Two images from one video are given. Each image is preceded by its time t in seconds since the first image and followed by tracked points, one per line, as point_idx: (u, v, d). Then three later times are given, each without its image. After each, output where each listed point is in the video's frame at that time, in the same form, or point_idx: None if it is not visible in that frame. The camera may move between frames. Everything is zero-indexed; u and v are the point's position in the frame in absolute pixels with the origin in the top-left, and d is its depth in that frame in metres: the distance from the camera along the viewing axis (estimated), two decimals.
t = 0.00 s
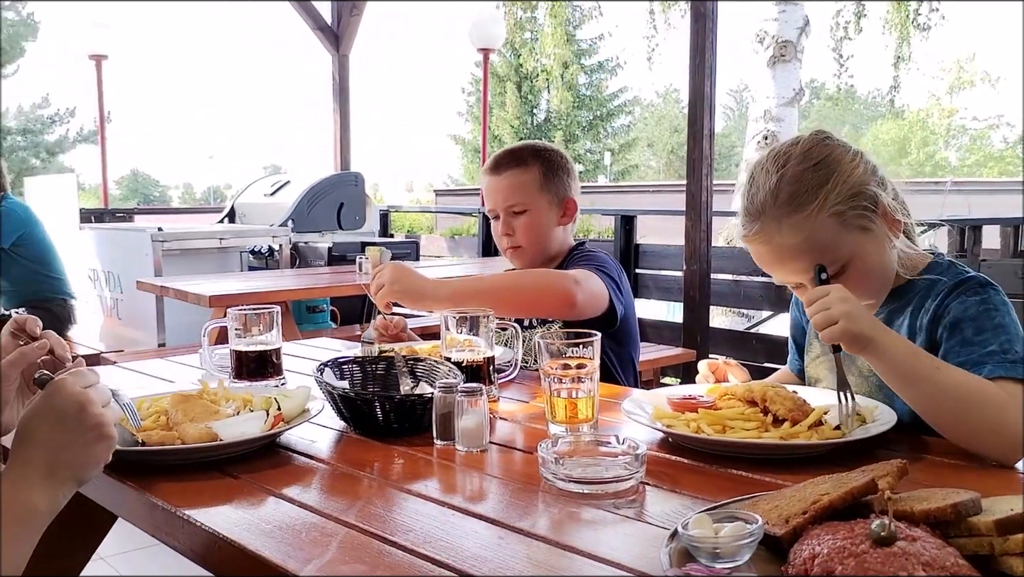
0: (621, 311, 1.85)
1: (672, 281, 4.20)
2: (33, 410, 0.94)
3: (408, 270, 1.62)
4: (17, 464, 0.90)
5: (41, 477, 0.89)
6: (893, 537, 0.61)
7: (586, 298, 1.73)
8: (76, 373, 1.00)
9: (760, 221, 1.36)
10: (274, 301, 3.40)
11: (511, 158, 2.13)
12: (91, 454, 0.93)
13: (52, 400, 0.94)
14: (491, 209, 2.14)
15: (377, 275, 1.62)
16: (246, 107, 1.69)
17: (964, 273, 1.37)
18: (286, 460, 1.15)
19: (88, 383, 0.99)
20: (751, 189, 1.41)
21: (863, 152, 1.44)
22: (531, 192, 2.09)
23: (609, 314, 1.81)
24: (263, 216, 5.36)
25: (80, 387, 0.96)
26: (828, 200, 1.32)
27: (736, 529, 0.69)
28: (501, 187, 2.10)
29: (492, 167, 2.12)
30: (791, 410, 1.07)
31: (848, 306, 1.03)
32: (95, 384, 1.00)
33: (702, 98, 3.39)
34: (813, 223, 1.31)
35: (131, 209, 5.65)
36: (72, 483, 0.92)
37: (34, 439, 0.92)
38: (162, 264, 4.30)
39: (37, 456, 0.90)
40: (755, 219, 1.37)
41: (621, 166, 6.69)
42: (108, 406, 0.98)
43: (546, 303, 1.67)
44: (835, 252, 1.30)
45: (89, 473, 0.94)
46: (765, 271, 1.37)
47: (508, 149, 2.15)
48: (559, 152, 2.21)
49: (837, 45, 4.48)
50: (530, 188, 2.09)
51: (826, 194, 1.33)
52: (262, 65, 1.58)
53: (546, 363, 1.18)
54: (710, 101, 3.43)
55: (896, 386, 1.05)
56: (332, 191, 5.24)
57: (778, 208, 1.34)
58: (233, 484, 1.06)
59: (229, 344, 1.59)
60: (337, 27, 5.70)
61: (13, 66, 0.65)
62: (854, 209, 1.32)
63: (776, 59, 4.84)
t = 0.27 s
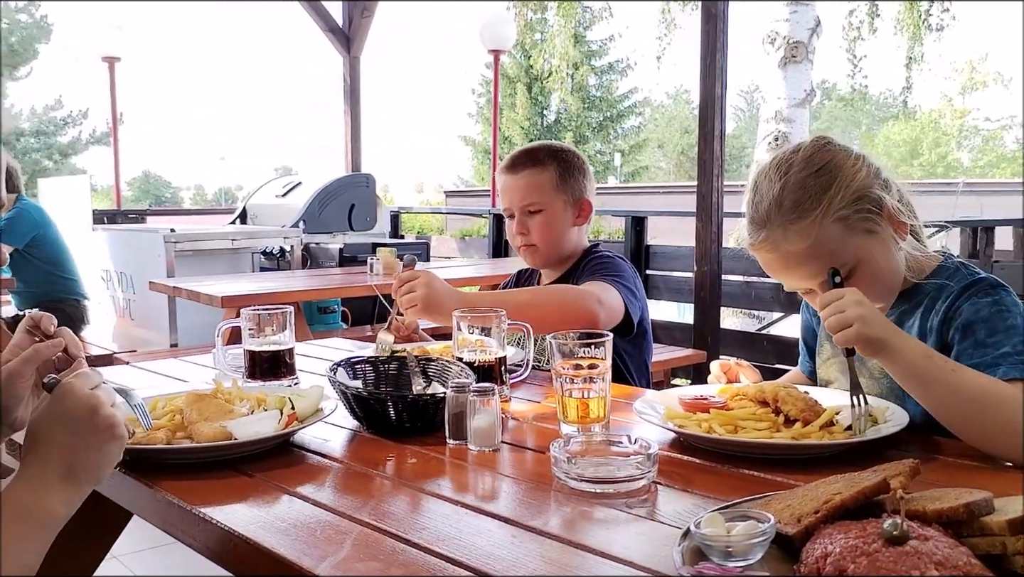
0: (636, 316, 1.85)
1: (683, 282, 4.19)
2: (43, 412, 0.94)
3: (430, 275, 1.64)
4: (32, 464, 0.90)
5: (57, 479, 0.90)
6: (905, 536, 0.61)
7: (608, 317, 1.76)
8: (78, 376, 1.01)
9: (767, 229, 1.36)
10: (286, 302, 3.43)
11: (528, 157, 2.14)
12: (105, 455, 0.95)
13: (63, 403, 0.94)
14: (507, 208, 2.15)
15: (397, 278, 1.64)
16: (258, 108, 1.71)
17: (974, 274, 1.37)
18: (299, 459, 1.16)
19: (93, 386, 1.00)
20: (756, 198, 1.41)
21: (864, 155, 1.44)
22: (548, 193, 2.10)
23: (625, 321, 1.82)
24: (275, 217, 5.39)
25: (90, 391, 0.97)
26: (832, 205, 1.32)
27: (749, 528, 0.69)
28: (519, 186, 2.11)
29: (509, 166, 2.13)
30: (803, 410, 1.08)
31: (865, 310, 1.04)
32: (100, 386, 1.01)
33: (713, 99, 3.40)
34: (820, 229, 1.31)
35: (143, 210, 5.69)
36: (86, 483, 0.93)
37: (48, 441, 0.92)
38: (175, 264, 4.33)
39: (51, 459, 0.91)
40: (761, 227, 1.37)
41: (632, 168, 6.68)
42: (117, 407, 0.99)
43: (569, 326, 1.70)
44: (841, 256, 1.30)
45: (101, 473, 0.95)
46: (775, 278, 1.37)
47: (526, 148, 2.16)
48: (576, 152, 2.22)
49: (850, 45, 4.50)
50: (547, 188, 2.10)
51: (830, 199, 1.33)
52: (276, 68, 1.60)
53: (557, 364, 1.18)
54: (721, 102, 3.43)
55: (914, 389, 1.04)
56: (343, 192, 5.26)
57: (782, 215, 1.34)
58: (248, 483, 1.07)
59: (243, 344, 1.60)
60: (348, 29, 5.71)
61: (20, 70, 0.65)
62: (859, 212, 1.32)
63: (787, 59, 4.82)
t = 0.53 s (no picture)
0: (657, 321, 1.87)
1: (694, 282, 4.19)
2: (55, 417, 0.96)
3: (469, 281, 1.70)
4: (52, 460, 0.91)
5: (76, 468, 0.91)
6: (919, 532, 0.62)
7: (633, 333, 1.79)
8: (86, 378, 1.03)
9: (778, 228, 1.36)
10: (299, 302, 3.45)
11: (542, 157, 2.15)
12: (122, 439, 0.96)
13: (71, 403, 0.96)
14: (521, 208, 2.16)
15: (435, 278, 1.70)
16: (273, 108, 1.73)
17: (988, 272, 1.37)
18: (314, 456, 1.18)
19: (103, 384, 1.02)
20: (766, 197, 1.42)
21: (873, 153, 1.44)
22: (562, 193, 2.11)
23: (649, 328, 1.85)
24: (286, 217, 5.42)
25: (95, 387, 0.98)
26: (841, 202, 1.32)
27: (763, 523, 0.70)
28: (533, 186, 2.12)
29: (524, 166, 2.15)
30: (816, 409, 1.08)
31: (882, 304, 1.06)
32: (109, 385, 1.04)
33: (725, 99, 3.39)
34: (830, 226, 1.31)
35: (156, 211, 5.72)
36: (110, 470, 0.93)
37: (64, 436, 0.93)
38: (187, 264, 4.36)
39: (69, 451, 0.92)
40: (772, 226, 1.37)
41: (642, 169, 6.64)
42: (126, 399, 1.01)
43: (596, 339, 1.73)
44: (852, 254, 1.31)
45: (124, 460, 0.96)
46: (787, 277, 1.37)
47: (540, 149, 2.18)
48: (590, 153, 2.23)
49: (864, 45, 4.26)
50: (560, 189, 2.11)
51: (839, 196, 1.33)
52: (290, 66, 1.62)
53: (571, 362, 1.18)
54: (733, 102, 3.42)
55: (929, 386, 1.04)
56: (355, 192, 5.28)
57: (792, 214, 1.34)
58: (264, 479, 1.08)
59: (258, 342, 1.62)
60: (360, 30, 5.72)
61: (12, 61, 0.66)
62: (868, 209, 1.32)
63: (799, 59, 4.82)
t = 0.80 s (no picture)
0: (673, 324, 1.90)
1: (704, 282, 4.18)
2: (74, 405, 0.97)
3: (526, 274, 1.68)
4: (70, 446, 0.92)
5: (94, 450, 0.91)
6: (933, 528, 0.62)
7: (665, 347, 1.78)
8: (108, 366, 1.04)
9: (790, 229, 1.37)
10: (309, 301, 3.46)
11: (547, 158, 2.16)
12: (139, 420, 0.96)
13: (84, 390, 0.97)
14: (524, 208, 2.16)
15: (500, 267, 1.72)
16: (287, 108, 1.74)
17: (999, 272, 1.36)
18: (328, 452, 1.19)
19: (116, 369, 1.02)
20: (778, 198, 1.42)
21: (884, 153, 1.44)
22: (566, 195, 2.11)
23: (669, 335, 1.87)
24: (297, 217, 5.44)
25: (106, 372, 0.99)
26: (852, 204, 1.33)
27: (777, 519, 0.71)
28: (538, 186, 2.13)
29: (529, 166, 2.15)
30: (829, 407, 1.09)
31: (882, 309, 1.05)
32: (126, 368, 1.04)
33: (735, 98, 3.38)
34: (842, 229, 1.31)
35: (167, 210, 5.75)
36: (128, 450, 0.94)
37: (81, 423, 0.94)
38: (199, 263, 4.38)
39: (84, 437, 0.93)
40: (784, 228, 1.38)
41: (652, 169, 6.68)
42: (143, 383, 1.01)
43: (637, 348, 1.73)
44: (864, 256, 1.31)
45: (142, 440, 0.96)
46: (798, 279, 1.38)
47: (546, 149, 2.18)
48: (597, 155, 2.24)
49: (876, 44, 4.24)
50: (565, 190, 2.12)
51: (851, 199, 1.33)
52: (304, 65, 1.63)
53: (583, 360, 1.19)
54: (743, 102, 3.41)
55: (935, 389, 1.03)
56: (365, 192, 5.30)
57: (803, 215, 1.34)
58: (281, 474, 1.10)
59: (271, 341, 1.63)
60: (370, 30, 5.75)
61: None
62: (880, 210, 1.32)
63: (809, 59, 4.46)
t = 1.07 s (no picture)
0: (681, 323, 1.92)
1: (712, 282, 4.18)
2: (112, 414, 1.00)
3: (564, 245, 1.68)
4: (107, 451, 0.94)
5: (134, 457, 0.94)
6: (941, 526, 0.62)
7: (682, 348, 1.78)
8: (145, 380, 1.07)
9: (802, 228, 1.37)
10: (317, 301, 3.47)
11: (552, 159, 2.17)
12: (175, 434, 1.00)
13: (125, 402, 1.00)
14: (526, 207, 2.17)
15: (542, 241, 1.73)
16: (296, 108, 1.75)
17: (1009, 271, 1.36)
18: (337, 450, 1.19)
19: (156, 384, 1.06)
20: (789, 197, 1.42)
21: (896, 153, 1.44)
22: (569, 197, 2.12)
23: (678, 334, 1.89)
24: (305, 217, 5.46)
25: (149, 387, 1.02)
26: (865, 203, 1.33)
27: (785, 517, 0.72)
28: (541, 186, 2.13)
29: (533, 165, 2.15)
30: (837, 406, 1.09)
31: (900, 304, 1.06)
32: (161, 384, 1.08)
33: (743, 98, 3.38)
34: (854, 228, 1.32)
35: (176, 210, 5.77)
36: (163, 462, 0.96)
37: (120, 430, 0.96)
38: (207, 263, 4.40)
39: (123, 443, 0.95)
40: (796, 227, 1.38)
41: (660, 170, 6.66)
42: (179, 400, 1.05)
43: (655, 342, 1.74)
44: (876, 255, 1.32)
45: (176, 453, 0.99)
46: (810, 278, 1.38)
47: (551, 150, 2.18)
48: (600, 159, 2.25)
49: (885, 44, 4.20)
50: (568, 192, 2.13)
51: (863, 198, 1.34)
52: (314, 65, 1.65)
53: (591, 359, 1.20)
54: (750, 101, 3.41)
55: (944, 385, 1.05)
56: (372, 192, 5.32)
57: (816, 214, 1.35)
58: (292, 471, 1.11)
59: (281, 340, 1.64)
60: (378, 31, 5.77)
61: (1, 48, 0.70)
62: (892, 210, 1.32)
63: (817, 60, 4.08)
